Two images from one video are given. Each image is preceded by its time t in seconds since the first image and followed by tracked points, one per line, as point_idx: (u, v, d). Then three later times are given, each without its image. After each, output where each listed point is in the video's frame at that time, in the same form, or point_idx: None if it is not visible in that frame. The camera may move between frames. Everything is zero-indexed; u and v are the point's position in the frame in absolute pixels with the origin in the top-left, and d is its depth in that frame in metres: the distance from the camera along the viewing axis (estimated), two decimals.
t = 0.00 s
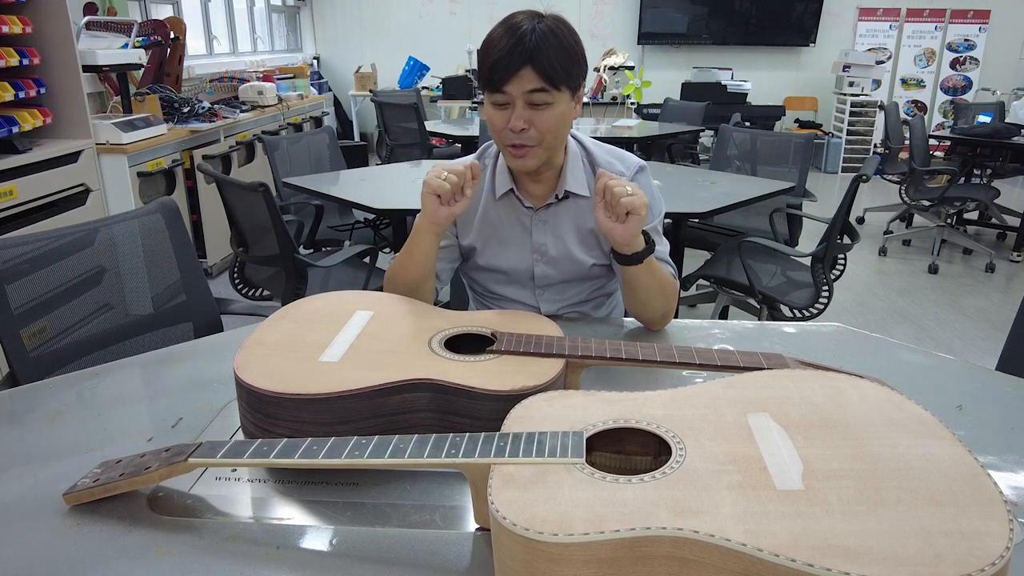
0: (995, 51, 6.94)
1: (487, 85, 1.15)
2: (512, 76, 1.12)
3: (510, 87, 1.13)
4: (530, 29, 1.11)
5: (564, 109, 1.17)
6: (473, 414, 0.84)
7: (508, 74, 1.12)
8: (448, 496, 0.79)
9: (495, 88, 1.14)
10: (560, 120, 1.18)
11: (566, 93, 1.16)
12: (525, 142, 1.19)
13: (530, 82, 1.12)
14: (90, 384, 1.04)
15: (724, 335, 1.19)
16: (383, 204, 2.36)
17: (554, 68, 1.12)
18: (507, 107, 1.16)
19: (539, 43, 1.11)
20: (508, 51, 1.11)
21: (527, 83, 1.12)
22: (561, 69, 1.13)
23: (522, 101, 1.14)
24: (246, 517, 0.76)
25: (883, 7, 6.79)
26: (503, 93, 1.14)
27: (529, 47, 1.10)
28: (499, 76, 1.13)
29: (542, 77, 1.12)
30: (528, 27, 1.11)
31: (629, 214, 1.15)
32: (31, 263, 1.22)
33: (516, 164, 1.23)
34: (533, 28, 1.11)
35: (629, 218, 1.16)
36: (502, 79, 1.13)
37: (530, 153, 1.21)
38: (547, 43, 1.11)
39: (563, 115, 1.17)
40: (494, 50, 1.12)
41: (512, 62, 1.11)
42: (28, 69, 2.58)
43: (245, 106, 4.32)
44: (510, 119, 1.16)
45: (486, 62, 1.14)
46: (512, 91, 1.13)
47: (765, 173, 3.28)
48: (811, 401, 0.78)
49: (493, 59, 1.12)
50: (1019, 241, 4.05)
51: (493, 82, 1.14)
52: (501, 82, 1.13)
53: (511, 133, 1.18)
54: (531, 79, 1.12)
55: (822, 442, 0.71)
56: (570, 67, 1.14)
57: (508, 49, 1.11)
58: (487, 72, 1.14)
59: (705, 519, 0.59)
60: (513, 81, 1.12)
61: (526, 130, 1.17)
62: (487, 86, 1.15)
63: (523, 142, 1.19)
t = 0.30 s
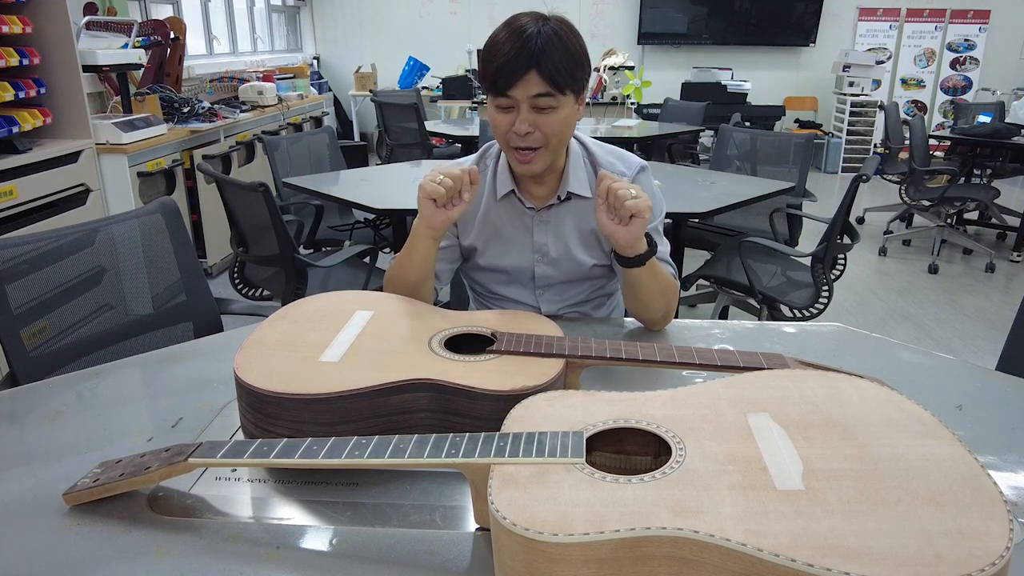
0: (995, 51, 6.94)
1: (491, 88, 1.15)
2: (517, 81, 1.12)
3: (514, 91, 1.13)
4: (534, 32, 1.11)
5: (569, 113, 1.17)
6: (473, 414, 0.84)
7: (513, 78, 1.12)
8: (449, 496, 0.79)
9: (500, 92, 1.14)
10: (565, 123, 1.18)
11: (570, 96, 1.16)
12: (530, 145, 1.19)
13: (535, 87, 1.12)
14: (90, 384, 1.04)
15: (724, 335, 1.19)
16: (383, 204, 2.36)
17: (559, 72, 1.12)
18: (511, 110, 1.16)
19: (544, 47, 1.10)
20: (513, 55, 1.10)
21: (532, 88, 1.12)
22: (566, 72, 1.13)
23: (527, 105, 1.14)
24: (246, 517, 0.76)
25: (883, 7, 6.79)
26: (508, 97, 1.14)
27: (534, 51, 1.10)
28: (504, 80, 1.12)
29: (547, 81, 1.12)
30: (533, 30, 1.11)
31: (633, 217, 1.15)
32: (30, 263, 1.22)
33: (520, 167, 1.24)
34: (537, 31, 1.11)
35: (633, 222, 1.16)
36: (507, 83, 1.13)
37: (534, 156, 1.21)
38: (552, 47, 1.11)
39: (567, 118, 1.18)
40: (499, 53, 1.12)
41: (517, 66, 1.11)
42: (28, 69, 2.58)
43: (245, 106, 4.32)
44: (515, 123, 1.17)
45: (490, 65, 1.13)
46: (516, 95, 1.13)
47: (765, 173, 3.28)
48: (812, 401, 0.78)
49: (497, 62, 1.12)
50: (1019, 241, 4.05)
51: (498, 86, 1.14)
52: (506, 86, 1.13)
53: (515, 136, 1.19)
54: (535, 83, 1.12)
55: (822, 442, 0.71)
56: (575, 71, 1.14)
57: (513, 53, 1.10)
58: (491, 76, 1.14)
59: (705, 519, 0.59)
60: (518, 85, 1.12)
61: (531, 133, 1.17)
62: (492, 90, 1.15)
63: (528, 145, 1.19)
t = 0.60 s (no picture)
0: (995, 51, 6.94)
1: (491, 91, 1.15)
2: (516, 85, 1.12)
3: (514, 96, 1.13)
4: (536, 37, 1.11)
5: (567, 118, 1.17)
6: (473, 414, 0.84)
7: (513, 83, 1.12)
8: (449, 496, 0.79)
9: (499, 96, 1.14)
10: (563, 128, 1.18)
11: (570, 102, 1.16)
12: (528, 149, 1.19)
13: (534, 92, 1.12)
14: (90, 384, 1.04)
15: (724, 334, 1.19)
16: (383, 205, 2.36)
17: (559, 78, 1.12)
18: (510, 114, 1.16)
19: (544, 53, 1.10)
20: (514, 61, 1.10)
21: (531, 93, 1.12)
22: (566, 78, 1.13)
23: (526, 110, 1.14)
24: (246, 517, 0.76)
25: (883, 7, 6.79)
26: (507, 101, 1.14)
27: (535, 56, 1.10)
28: (504, 84, 1.12)
29: (546, 87, 1.12)
30: (534, 35, 1.11)
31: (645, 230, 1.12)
32: (30, 263, 1.22)
33: (518, 170, 1.24)
34: (539, 36, 1.11)
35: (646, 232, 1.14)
36: (507, 88, 1.13)
37: (532, 160, 1.22)
38: (553, 52, 1.11)
39: (566, 123, 1.18)
40: (499, 57, 1.12)
41: (517, 72, 1.11)
42: (28, 69, 2.58)
43: (245, 106, 4.32)
44: (514, 127, 1.17)
45: (490, 69, 1.13)
46: (516, 99, 1.13)
47: (765, 173, 3.28)
48: (812, 401, 0.78)
49: (498, 66, 1.12)
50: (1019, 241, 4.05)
51: (498, 89, 1.14)
52: (506, 90, 1.13)
53: (513, 140, 1.19)
54: (535, 89, 1.12)
55: (822, 442, 0.71)
56: (575, 76, 1.14)
57: (513, 58, 1.10)
58: (491, 79, 1.13)
59: (705, 519, 0.59)
60: (518, 89, 1.12)
61: (529, 138, 1.17)
62: (491, 93, 1.15)
63: (526, 149, 1.19)
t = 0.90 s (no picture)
0: (995, 51, 6.94)
1: (491, 92, 1.15)
2: (515, 86, 1.12)
3: (513, 96, 1.13)
4: (536, 39, 1.11)
5: (566, 121, 1.17)
6: (473, 414, 0.84)
7: (512, 83, 1.12)
8: (449, 496, 0.79)
9: (499, 96, 1.14)
10: (562, 131, 1.18)
11: (569, 104, 1.16)
12: (526, 151, 1.19)
13: (534, 93, 1.12)
14: (90, 384, 1.04)
15: (724, 335, 1.19)
16: (383, 205, 2.37)
17: (558, 80, 1.12)
18: (509, 115, 1.16)
19: (544, 54, 1.10)
20: (513, 61, 1.11)
21: (530, 94, 1.12)
22: (565, 80, 1.13)
23: (524, 111, 1.14)
24: (246, 517, 0.76)
25: (883, 7, 6.79)
26: (506, 102, 1.14)
27: (535, 57, 1.10)
28: (503, 85, 1.12)
29: (546, 89, 1.12)
30: (535, 36, 1.11)
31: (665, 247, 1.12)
32: (30, 263, 1.21)
33: (517, 171, 1.23)
34: (539, 37, 1.11)
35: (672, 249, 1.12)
36: (506, 89, 1.13)
37: (530, 162, 1.21)
38: (552, 54, 1.11)
39: (565, 125, 1.18)
40: (499, 57, 1.12)
41: (517, 73, 1.11)
42: (28, 69, 2.58)
43: (245, 106, 4.32)
44: (512, 128, 1.16)
45: (490, 69, 1.13)
46: (515, 100, 1.13)
47: (765, 173, 3.28)
48: (812, 401, 0.78)
49: (497, 66, 1.12)
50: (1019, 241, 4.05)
51: (497, 90, 1.14)
52: (505, 91, 1.13)
53: (512, 141, 1.18)
54: (534, 90, 1.12)
55: (822, 442, 0.70)
56: (575, 79, 1.14)
57: (513, 59, 1.11)
58: (491, 79, 1.13)
59: (705, 519, 0.59)
60: (517, 90, 1.12)
61: (527, 139, 1.17)
62: (491, 93, 1.15)
63: (525, 150, 1.19)
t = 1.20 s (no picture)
0: (995, 51, 6.94)
1: (489, 88, 1.15)
2: (514, 82, 1.12)
3: (512, 92, 1.13)
4: (534, 35, 1.11)
5: (565, 116, 1.17)
6: (473, 414, 0.84)
7: (510, 79, 1.12)
8: (449, 496, 0.79)
9: (497, 93, 1.14)
10: (561, 127, 1.18)
11: (568, 100, 1.16)
12: (526, 147, 1.19)
13: (532, 89, 1.12)
14: (90, 383, 1.04)
15: (724, 334, 1.19)
16: (384, 205, 2.37)
17: (557, 75, 1.12)
18: (508, 112, 1.16)
19: (542, 50, 1.10)
20: (511, 57, 1.11)
21: (529, 90, 1.12)
22: (564, 76, 1.13)
23: (523, 107, 1.14)
24: (246, 517, 0.76)
25: (883, 7, 6.79)
26: (505, 98, 1.15)
27: (533, 52, 1.10)
28: (501, 81, 1.12)
29: (544, 84, 1.12)
30: (533, 32, 1.11)
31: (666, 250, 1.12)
32: (30, 263, 1.21)
33: (517, 168, 1.23)
34: (537, 33, 1.11)
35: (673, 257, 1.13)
36: (505, 85, 1.13)
37: (530, 159, 1.21)
38: (551, 49, 1.11)
39: (565, 121, 1.18)
40: (497, 54, 1.12)
41: (515, 68, 1.11)
42: (28, 69, 2.58)
43: (245, 106, 4.32)
44: (511, 124, 1.16)
45: (488, 65, 1.13)
46: (514, 96, 1.13)
47: (765, 173, 3.28)
48: (812, 401, 0.78)
49: (496, 63, 1.12)
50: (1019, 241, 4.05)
51: (495, 86, 1.14)
52: (503, 87, 1.13)
53: (511, 138, 1.18)
54: (532, 86, 1.12)
55: (822, 442, 0.70)
56: (574, 74, 1.14)
57: (511, 54, 1.11)
58: (490, 76, 1.14)
59: (705, 519, 0.59)
60: (516, 86, 1.12)
61: (527, 135, 1.17)
62: (489, 90, 1.15)
63: (524, 147, 1.19)
